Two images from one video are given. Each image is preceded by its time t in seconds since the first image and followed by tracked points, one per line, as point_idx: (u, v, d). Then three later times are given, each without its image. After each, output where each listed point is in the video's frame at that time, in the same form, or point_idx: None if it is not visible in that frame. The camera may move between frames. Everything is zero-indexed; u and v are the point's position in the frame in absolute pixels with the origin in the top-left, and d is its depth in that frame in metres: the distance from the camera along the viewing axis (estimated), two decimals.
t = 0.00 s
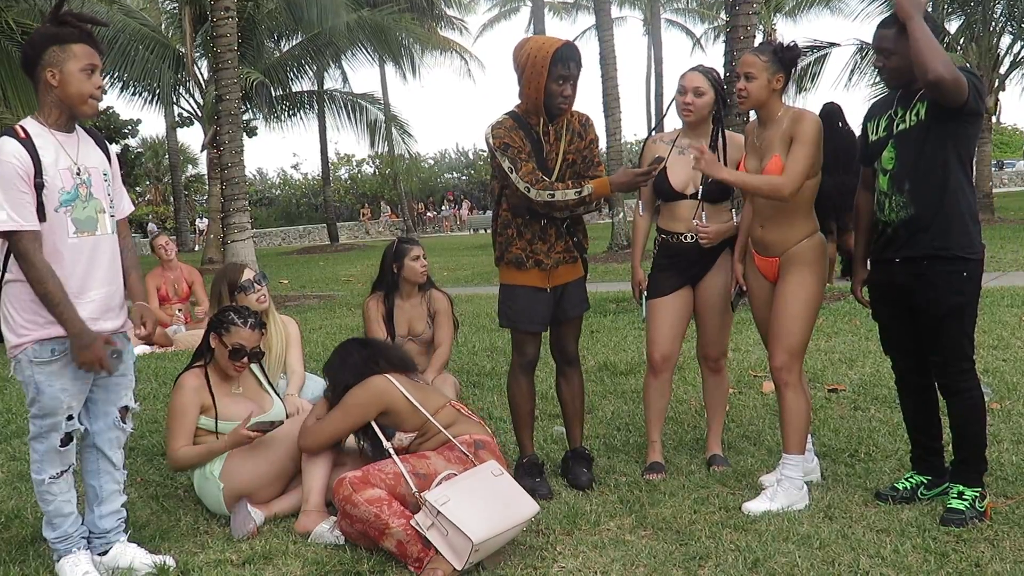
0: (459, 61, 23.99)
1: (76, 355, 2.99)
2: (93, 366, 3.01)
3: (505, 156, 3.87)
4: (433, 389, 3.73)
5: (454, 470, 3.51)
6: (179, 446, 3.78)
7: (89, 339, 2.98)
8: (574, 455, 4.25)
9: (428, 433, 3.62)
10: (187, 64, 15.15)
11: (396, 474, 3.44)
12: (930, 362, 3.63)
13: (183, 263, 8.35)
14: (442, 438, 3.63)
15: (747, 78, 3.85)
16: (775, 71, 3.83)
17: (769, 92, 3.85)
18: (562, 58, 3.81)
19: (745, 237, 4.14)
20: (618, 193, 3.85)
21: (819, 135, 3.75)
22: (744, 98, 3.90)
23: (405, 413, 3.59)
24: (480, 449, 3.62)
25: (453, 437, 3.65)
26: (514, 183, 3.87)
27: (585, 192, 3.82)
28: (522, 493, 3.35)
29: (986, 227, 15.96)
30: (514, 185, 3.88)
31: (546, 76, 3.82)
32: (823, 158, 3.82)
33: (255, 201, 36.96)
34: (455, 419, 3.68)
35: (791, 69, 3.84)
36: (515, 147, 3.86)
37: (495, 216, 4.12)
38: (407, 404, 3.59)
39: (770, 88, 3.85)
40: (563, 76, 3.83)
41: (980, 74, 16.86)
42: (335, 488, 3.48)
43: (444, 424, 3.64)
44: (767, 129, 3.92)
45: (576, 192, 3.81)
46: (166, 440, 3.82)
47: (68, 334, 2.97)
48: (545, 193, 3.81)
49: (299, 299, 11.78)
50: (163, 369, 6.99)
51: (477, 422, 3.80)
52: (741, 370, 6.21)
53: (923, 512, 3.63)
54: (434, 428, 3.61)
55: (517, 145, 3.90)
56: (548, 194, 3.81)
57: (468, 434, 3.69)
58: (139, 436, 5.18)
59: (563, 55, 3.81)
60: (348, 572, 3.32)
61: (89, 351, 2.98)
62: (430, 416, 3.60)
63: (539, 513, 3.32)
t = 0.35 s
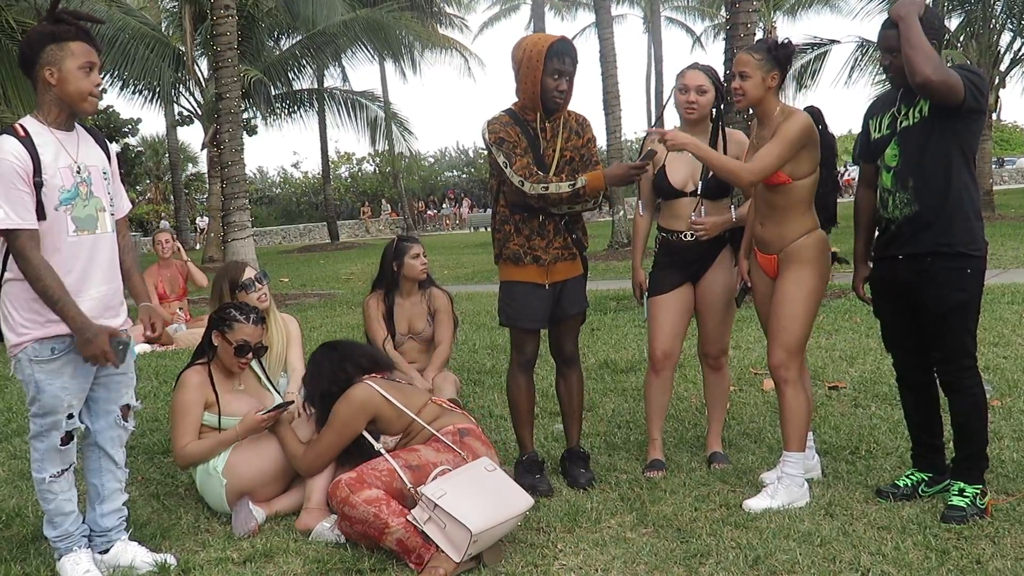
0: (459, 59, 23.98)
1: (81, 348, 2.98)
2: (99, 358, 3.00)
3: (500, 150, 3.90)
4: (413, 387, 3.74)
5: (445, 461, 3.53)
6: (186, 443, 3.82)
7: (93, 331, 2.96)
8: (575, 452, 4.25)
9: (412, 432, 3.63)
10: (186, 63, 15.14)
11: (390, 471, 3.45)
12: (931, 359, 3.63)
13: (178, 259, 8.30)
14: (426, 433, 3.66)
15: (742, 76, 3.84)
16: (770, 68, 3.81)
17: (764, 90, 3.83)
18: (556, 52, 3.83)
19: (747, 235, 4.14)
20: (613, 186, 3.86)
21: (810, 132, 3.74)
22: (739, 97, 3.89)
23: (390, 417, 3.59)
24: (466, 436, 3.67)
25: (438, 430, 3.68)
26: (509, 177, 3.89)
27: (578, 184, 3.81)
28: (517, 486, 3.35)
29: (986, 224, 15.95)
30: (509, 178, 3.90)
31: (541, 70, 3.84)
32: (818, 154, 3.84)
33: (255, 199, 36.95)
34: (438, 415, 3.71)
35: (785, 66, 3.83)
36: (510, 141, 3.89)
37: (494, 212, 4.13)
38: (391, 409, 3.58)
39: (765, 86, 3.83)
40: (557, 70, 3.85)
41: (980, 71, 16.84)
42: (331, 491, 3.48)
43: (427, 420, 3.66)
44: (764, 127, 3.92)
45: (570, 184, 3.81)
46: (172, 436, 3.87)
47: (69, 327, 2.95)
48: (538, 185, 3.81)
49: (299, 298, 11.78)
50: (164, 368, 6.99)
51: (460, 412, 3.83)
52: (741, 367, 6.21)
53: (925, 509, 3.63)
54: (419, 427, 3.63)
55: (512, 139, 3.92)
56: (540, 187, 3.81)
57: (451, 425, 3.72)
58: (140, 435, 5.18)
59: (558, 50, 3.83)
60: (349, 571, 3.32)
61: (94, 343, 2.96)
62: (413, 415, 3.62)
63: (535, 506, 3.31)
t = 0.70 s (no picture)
0: (461, 56, 23.95)
1: None
2: None
3: (500, 147, 3.91)
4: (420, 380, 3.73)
5: (449, 457, 3.52)
6: (192, 436, 3.83)
7: None
8: (577, 449, 4.25)
9: (417, 425, 3.63)
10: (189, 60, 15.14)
11: (393, 467, 3.45)
12: (934, 356, 3.63)
13: (172, 254, 8.21)
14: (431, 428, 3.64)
15: (743, 74, 3.84)
16: (772, 65, 3.80)
17: (766, 86, 3.83)
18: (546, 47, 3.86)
19: (751, 232, 4.14)
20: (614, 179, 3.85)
21: (812, 127, 3.73)
22: (740, 94, 3.88)
23: (396, 408, 3.59)
24: (469, 432, 3.64)
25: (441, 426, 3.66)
26: (510, 173, 3.90)
27: (580, 176, 3.82)
28: (519, 483, 3.35)
29: (989, 220, 15.92)
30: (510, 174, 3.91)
31: (534, 64, 3.87)
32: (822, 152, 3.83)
33: (257, 197, 36.94)
34: (444, 410, 3.68)
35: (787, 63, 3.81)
36: (510, 137, 3.89)
37: (496, 210, 4.13)
38: (397, 399, 3.58)
39: (767, 83, 3.82)
40: (550, 64, 3.86)
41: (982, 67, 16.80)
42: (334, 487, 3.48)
43: (433, 415, 3.65)
44: (768, 123, 3.91)
45: (571, 176, 3.81)
46: (178, 430, 3.87)
47: None
48: (539, 179, 3.81)
49: (302, 295, 11.77)
50: (166, 365, 6.99)
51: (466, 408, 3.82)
52: (744, 364, 6.20)
53: (927, 506, 3.62)
54: (424, 421, 3.62)
55: (512, 136, 3.93)
56: (541, 180, 3.80)
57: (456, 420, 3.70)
58: (143, 432, 5.18)
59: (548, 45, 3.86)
60: (352, 568, 3.33)
61: None
62: (420, 410, 3.62)
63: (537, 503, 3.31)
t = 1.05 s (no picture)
0: (462, 54, 23.93)
1: (60, 354, 2.97)
2: (80, 367, 2.99)
3: (498, 144, 3.93)
4: (446, 375, 3.71)
5: (459, 459, 3.51)
6: (198, 430, 3.84)
7: (75, 340, 2.96)
8: (579, 448, 4.25)
9: (436, 421, 3.62)
10: (189, 59, 15.12)
11: (403, 465, 3.45)
12: (936, 355, 3.63)
13: (176, 251, 8.17)
14: (449, 427, 3.63)
15: (749, 71, 3.82)
16: (777, 63, 3.79)
17: (771, 84, 3.82)
18: (529, 47, 3.90)
19: (752, 230, 4.14)
20: (611, 175, 3.84)
21: (817, 126, 3.73)
22: (745, 92, 3.87)
23: (419, 399, 3.58)
24: (485, 439, 3.61)
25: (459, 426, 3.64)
26: (508, 170, 3.92)
27: (577, 172, 3.82)
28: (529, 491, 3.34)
29: (990, 219, 15.89)
30: (508, 170, 3.92)
31: (519, 64, 3.93)
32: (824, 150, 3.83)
33: (258, 195, 36.94)
34: (464, 410, 3.67)
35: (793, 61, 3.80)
36: (508, 134, 3.91)
37: (497, 208, 4.14)
38: (421, 390, 3.57)
39: (772, 81, 3.82)
40: (533, 63, 3.90)
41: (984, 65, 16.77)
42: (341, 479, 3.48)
43: (453, 413, 3.63)
44: (772, 121, 3.90)
45: (568, 172, 3.82)
46: (183, 424, 3.89)
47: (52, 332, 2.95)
48: (536, 175, 3.83)
49: (303, 294, 11.76)
50: (167, 363, 6.99)
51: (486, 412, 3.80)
52: (745, 362, 6.20)
53: (928, 504, 3.62)
54: (443, 418, 3.61)
55: (511, 133, 3.95)
56: (538, 176, 3.83)
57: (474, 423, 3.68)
58: (144, 430, 5.19)
59: (530, 44, 3.90)
60: (353, 566, 3.33)
61: (75, 352, 2.96)
62: (441, 406, 3.60)
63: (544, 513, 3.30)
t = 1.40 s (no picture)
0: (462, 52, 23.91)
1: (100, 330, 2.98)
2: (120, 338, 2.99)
3: (495, 142, 3.94)
4: (482, 379, 3.60)
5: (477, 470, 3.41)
6: (201, 425, 3.84)
7: (109, 312, 2.96)
8: (579, 446, 4.26)
9: (463, 422, 3.53)
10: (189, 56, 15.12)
11: (414, 465, 3.44)
12: (936, 353, 3.62)
13: (179, 250, 8.16)
14: (473, 433, 3.53)
15: (750, 69, 3.82)
16: (778, 61, 3.79)
17: (772, 82, 3.81)
18: (519, 45, 3.92)
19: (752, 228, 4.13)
20: (609, 172, 3.84)
21: (819, 125, 3.72)
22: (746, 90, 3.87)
23: (451, 397, 3.48)
24: (506, 456, 3.51)
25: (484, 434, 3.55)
26: (505, 168, 3.93)
27: (575, 168, 3.82)
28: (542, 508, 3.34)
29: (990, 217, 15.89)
30: (506, 168, 3.94)
31: (511, 63, 3.94)
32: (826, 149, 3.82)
33: (258, 192, 36.93)
34: (492, 418, 3.58)
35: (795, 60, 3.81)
36: (505, 133, 3.92)
37: (497, 206, 4.14)
38: (456, 387, 3.46)
39: (773, 79, 3.81)
40: (525, 60, 3.90)
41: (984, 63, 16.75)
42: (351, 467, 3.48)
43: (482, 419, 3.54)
44: (773, 119, 3.90)
45: (566, 168, 3.82)
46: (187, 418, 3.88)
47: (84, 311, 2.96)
48: (534, 172, 3.84)
49: (303, 292, 11.77)
50: (167, 361, 6.99)
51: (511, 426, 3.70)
52: (745, 361, 6.20)
53: (928, 503, 3.62)
54: (470, 421, 3.52)
55: (507, 132, 3.96)
56: (536, 173, 3.84)
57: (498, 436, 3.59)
58: (144, 429, 5.19)
59: (520, 41, 3.91)
60: (353, 564, 3.33)
61: (112, 323, 2.96)
62: (472, 409, 3.50)
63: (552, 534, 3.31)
